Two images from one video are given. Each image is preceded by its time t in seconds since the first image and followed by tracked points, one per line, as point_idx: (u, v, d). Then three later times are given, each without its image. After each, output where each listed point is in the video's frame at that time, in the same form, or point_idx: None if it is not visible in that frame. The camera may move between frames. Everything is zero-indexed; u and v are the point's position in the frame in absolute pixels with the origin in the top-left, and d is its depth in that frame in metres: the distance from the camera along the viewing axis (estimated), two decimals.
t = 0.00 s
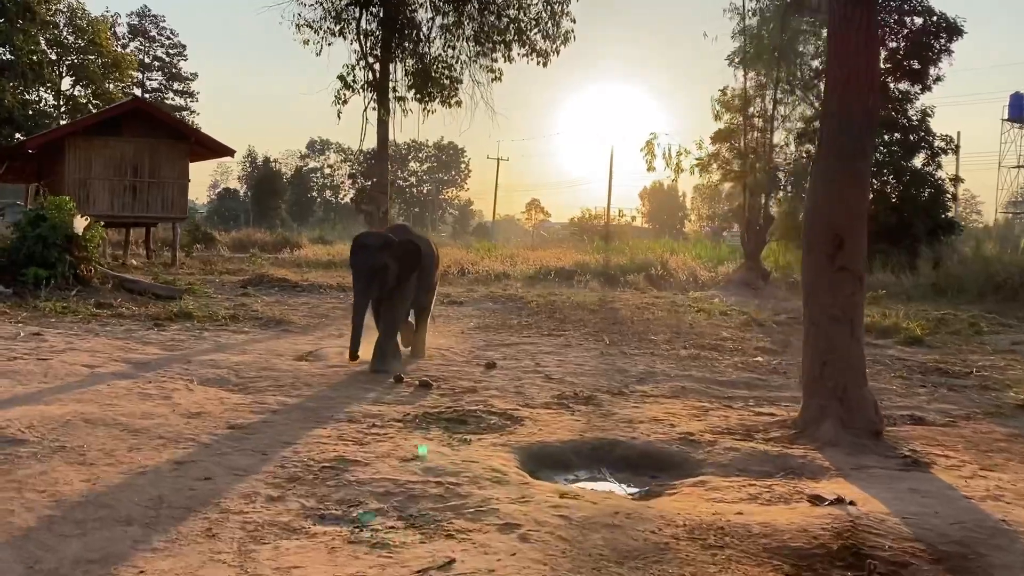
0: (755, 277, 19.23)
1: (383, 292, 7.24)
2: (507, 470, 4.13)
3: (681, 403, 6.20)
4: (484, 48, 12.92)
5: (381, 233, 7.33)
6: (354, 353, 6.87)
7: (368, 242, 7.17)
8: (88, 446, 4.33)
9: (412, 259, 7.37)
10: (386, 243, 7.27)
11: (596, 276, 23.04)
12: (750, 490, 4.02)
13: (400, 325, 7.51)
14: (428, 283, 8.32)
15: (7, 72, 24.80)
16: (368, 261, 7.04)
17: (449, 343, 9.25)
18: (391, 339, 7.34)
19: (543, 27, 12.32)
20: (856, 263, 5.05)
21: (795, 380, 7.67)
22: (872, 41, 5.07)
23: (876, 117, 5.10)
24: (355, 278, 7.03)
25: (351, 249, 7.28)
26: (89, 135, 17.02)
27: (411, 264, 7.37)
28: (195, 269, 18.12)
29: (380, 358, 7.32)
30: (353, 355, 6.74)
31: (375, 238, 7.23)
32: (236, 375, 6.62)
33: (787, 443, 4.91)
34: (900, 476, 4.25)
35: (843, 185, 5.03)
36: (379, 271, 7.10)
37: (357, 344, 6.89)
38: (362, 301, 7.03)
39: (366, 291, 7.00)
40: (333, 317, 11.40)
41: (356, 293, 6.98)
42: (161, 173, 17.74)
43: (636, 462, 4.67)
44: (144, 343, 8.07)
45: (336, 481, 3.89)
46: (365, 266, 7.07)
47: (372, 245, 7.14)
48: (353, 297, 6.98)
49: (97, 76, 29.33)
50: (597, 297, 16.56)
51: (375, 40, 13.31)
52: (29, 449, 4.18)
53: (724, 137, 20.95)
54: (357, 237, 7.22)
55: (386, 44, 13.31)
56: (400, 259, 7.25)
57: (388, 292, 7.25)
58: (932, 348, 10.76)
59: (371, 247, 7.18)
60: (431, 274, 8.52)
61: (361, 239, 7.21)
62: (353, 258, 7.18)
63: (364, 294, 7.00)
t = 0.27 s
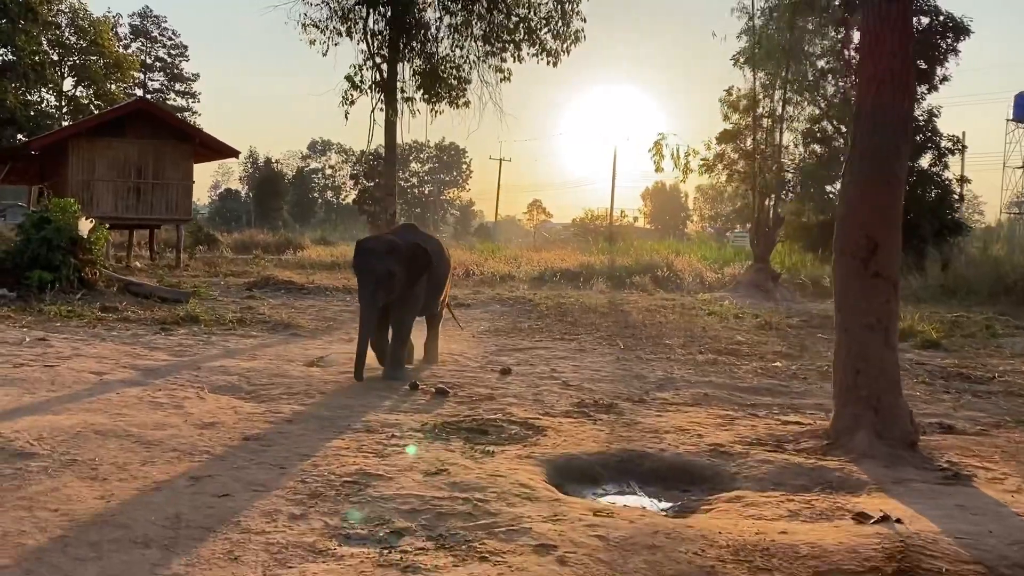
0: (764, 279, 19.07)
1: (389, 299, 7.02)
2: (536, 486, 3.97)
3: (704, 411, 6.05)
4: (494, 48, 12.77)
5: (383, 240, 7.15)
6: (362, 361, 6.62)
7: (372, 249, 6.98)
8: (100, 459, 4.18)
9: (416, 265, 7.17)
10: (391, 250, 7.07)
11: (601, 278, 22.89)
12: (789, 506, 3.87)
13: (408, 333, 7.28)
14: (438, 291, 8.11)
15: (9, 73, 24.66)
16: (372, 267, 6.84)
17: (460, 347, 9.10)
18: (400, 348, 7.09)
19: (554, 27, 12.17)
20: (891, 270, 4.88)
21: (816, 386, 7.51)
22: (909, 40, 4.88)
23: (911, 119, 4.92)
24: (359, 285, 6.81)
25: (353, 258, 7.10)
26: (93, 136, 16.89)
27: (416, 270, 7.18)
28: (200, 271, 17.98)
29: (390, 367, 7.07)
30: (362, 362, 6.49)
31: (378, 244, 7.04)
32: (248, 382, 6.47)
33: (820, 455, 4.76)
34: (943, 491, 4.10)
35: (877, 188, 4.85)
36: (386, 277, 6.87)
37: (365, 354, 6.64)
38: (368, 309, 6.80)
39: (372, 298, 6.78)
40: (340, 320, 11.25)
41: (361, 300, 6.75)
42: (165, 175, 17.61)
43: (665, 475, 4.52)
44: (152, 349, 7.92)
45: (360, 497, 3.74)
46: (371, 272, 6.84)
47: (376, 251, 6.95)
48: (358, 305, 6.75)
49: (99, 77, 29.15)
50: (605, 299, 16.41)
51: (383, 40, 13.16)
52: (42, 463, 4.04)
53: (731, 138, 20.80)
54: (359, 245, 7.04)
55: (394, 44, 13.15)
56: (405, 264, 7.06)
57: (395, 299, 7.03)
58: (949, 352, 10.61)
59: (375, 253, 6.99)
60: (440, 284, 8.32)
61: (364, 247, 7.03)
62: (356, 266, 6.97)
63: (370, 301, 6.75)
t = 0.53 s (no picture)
0: (771, 280, 18.93)
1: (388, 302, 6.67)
2: (558, 500, 3.84)
3: (723, 419, 5.93)
4: (501, 48, 12.65)
5: (383, 239, 6.78)
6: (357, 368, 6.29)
7: (371, 249, 6.60)
8: (108, 471, 4.06)
9: (417, 265, 6.81)
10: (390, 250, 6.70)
11: (607, 279, 22.75)
12: (821, 521, 3.74)
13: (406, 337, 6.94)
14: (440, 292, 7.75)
15: (11, 73, 24.56)
16: (370, 269, 6.46)
17: (469, 352, 8.98)
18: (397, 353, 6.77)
19: (562, 26, 12.04)
20: (919, 275, 4.75)
21: (833, 391, 7.38)
22: (938, 39, 4.75)
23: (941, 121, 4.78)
24: (356, 286, 6.46)
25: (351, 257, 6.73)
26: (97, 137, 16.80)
27: (417, 272, 6.82)
28: (204, 273, 17.86)
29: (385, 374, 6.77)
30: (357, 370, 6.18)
31: (378, 244, 6.67)
32: (256, 388, 6.35)
33: (847, 465, 4.63)
34: (978, 504, 3.97)
35: (905, 190, 4.72)
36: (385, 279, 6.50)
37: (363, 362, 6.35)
38: (364, 312, 6.46)
39: (370, 302, 6.42)
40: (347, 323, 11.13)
41: (358, 304, 6.42)
42: (168, 176, 17.51)
43: (689, 487, 4.40)
44: (157, 354, 7.80)
45: (377, 513, 3.61)
46: (369, 273, 6.47)
47: (376, 251, 6.57)
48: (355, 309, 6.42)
49: (101, 78, 28.99)
50: (611, 300, 16.29)
51: (389, 40, 13.03)
52: (48, 476, 3.92)
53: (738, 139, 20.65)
54: (358, 244, 6.66)
55: (400, 44, 13.03)
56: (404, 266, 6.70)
57: (393, 303, 6.69)
58: (962, 355, 10.47)
59: (374, 253, 6.62)
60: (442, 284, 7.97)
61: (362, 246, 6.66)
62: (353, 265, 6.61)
63: (368, 305, 6.42)
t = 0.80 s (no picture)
0: (779, 279, 18.77)
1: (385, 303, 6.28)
2: (581, 502, 3.71)
3: (742, 419, 5.79)
4: (509, 44, 12.52)
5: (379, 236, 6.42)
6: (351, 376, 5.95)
7: (367, 247, 6.23)
8: (115, 473, 3.93)
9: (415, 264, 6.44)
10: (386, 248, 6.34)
11: (612, 279, 22.60)
12: (854, 525, 3.60)
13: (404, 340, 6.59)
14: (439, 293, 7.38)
15: (14, 72, 24.48)
16: (367, 268, 6.09)
17: (478, 351, 8.84)
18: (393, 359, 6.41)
19: (569, 21, 11.91)
20: (948, 271, 4.61)
21: (852, 391, 7.24)
22: (968, 28, 4.61)
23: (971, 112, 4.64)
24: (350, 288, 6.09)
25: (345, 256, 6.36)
26: (100, 135, 16.68)
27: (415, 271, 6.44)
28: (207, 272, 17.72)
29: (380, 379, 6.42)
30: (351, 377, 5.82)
31: (374, 242, 6.29)
32: (264, 388, 6.22)
33: (875, 466, 4.50)
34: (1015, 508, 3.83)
35: (935, 184, 4.59)
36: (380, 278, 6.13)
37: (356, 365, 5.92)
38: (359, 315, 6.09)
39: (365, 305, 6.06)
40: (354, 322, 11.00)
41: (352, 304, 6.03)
42: (172, 175, 17.38)
43: (714, 490, 4.26)
44: (162, 353, 7.68)
45: (394, 516, 3.48)
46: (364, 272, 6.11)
47: (371, 250, 6.21)
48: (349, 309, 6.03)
49: (104, 77, 28.85)
50: (618, 299, 16.14)
51: (395, 36, 12.90)
52: (53, 478, 3.79)
53: (745, 137, 20.49)
54: (352, 241, 6.29)
55: (406, 40, 12.90)
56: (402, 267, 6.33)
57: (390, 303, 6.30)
58: (978, 354, 10.31)
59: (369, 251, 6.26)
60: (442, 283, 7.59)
61: (357, 244, 6.28)
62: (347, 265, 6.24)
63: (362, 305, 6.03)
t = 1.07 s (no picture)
0: (787, 279, 18.60)
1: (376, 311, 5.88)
2: (597, 515, 3.54)
3: (759, 424, 5.62)
4: (515, 41, 12.35)
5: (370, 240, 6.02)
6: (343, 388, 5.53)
7: (357, 252, 5.81)
8: (111, 483, 3.77)
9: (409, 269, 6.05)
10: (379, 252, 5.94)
11: (618, 279, 22.44)
12: (884, 539, 3.43)
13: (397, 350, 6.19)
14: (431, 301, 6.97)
15: (16, 72, 24.37)
16: (359, 274, 5.69)
17: (485, 354, 8.68)
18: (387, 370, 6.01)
19: (575, 18, 11.74)
20: (976, 272, 4.45)
21: (869, 395, 7.06)
22: (996, 20, 4.45)
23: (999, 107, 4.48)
24: (340, 295, 5.68)
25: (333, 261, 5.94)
26: (101, 135, 16.55)
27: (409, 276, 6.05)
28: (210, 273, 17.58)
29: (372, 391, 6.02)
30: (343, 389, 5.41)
31: (367, 246, 5.88)
32: (267, 392, 6.06)
33: (901, 475, 4.33)
34: None
35: (962, 183, 4.43)
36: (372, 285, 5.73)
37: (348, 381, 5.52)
38: (351, 324, 5.65)
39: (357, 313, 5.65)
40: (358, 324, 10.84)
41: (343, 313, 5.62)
42: (174, 175, 17.24)
43: (734, 501, 4.10)
44: (163, 355, 7.52)
45: (402, 530, 3.31)
46: (355, 278, 5.71)
47: (362, 255, 5.79)
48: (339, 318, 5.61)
49: (107, 77, 28.73)
50: (624, 300, 15.99)
51: (399, 33, 12.75)
52: (46, 489, 3.63)
53: (752, 136, 20.32)
54: (342, 245, 5.88)
55: (411, 38, 12.75)
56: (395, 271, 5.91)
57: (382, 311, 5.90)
58: (993, 356, 10.14)
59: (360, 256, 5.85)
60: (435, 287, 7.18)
61: (347, 248, 5.86)
62: (336, 271, 5.82)
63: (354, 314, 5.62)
